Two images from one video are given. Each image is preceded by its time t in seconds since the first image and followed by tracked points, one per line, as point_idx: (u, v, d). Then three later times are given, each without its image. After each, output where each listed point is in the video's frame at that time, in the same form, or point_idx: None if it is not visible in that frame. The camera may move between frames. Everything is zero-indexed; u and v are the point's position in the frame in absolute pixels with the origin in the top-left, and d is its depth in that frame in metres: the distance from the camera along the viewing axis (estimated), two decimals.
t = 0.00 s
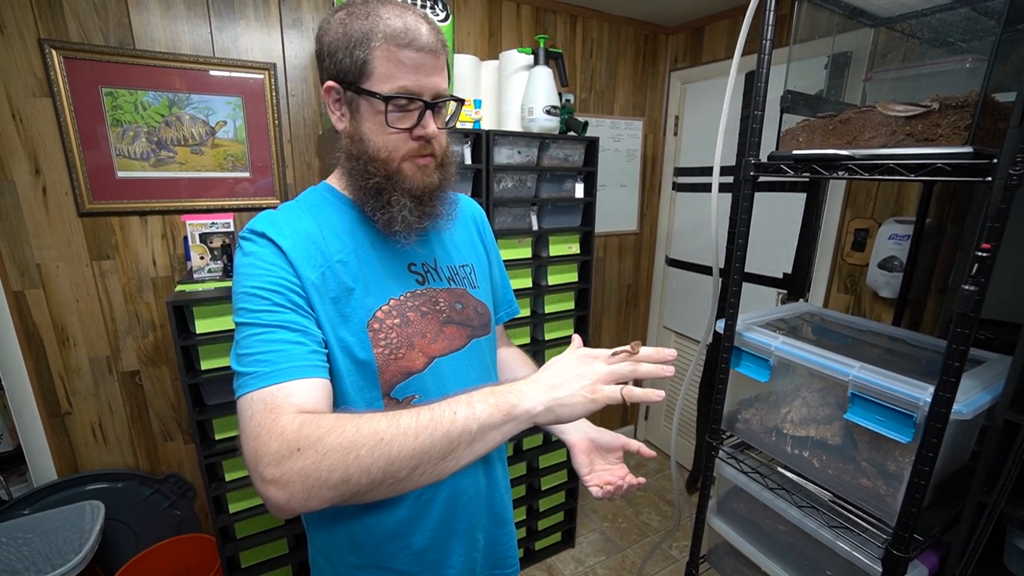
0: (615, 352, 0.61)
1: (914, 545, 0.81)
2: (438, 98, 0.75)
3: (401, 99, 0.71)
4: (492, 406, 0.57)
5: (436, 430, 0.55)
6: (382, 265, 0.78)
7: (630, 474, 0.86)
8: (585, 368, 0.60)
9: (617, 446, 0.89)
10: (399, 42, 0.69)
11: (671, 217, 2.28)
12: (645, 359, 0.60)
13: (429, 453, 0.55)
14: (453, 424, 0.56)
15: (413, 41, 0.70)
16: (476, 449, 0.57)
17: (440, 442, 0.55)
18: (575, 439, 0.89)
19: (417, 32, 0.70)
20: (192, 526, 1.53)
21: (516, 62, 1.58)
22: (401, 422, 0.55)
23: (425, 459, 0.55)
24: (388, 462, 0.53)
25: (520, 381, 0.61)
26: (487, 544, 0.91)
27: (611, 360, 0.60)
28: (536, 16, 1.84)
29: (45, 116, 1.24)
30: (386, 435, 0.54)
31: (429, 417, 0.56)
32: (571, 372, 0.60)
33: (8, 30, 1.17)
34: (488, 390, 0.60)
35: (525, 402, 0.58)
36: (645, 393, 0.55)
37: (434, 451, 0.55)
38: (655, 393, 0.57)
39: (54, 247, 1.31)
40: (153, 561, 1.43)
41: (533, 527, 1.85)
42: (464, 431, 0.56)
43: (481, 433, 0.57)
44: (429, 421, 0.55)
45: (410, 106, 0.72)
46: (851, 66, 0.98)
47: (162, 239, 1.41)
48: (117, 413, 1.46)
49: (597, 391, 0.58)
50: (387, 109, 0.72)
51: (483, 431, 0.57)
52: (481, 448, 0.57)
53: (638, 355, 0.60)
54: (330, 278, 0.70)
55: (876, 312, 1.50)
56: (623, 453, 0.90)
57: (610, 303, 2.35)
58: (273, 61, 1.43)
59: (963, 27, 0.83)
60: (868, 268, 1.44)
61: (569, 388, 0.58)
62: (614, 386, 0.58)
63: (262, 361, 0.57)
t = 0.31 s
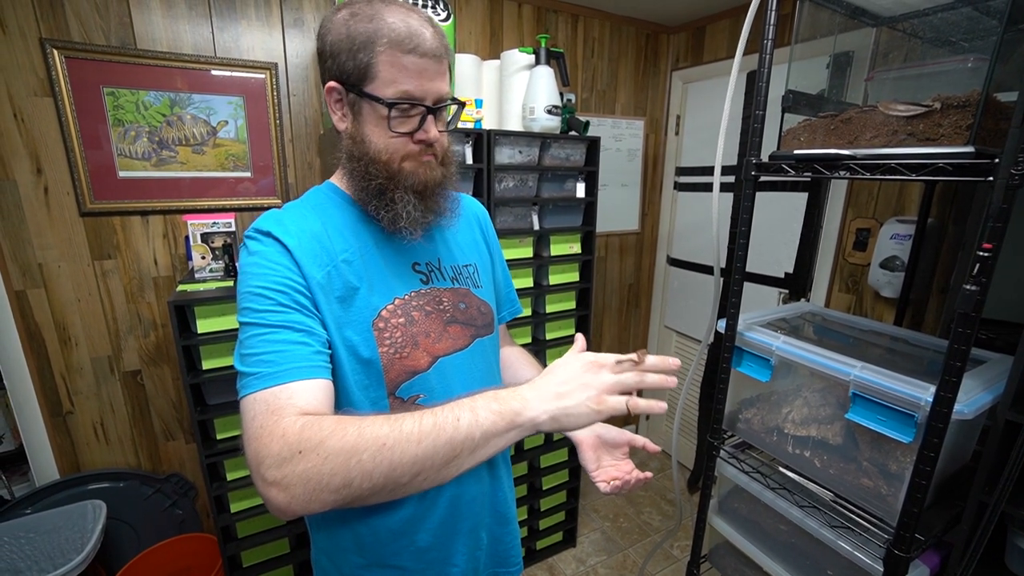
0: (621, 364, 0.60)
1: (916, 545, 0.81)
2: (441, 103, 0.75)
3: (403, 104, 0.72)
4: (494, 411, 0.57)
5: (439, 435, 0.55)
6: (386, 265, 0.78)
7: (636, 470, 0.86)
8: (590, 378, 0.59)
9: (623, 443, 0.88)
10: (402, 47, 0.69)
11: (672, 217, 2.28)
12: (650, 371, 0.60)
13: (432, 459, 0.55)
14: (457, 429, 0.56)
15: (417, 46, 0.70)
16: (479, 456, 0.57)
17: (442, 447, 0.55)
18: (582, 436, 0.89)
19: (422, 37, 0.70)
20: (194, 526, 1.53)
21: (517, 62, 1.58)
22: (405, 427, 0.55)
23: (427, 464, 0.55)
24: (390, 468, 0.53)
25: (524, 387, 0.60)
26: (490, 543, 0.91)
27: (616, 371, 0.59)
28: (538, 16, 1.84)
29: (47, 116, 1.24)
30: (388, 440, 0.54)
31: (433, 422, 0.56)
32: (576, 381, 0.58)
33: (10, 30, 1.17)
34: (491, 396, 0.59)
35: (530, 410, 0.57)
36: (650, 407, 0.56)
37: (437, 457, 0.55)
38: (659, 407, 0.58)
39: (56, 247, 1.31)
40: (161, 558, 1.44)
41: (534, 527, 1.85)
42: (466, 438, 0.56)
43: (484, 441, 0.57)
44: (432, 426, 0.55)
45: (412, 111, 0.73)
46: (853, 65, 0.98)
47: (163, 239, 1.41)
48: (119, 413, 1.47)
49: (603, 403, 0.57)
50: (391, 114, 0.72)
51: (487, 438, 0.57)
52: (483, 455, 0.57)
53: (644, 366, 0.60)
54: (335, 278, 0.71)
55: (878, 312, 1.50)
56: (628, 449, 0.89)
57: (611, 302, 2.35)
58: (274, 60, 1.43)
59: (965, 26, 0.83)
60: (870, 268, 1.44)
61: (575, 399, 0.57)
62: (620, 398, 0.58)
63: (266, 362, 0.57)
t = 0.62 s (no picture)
0: (634, 362, 0.61)
1: (917, 546, 0.81)
2: (419, 96, 0.74)
3: (379, 107, 0.72)
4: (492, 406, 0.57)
5: (433, 429, 0.55)
6: (392, 261, 0.78)
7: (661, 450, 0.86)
8: (602, 376, 0.59)
9: (643, 426, 0.88)
10: (367, 49, 0.69)
11: (672, 217, 2.28)
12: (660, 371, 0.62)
13: (424, 454, 0.55)
14: (452, 424, 0.55)
15: (379, 44, 0.69)
16: (475, 453, 0.57)
17: (437, 444, 0.55)
18: (603, 426, 0.87)
19: (383, 32, 0.69)
20: (194, 525, 1.53)
21: (518, 62, 1.58)
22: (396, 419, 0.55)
23: (418, 458, 0.54)
24: (381, 461, 0.53)
25: (528, 378, 0.59)
26: (492, 541, 0.91)
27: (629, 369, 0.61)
28: (539, 16, 1.84)
29: (48, 115, 1.24)
30: (378, 431, 0.53)
31: (426, 415, 0.55)
32: (588, 377, 0.59)
33: (11, 28, 1.17)
34: (491, 389, 0.59)
35: (535, 408, 0.57)
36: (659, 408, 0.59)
37: (430, 451, 0.55)
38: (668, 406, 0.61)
39: (56, 245, 1.31)
40: (162, 555, 1.43)
41: (533, 527, 1.85)
42: (462, 434, 0.56)
43: (481, 439, 0.57)
44: (425, 419, 0.55)
45: (389, 112, 0.73)
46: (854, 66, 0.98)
47: (163, 237, 1.41)
48: (119, 412, 1.47)
49: (614, 403, 0.58)
50: (365, 118, 0.73)
51: (485, 435, 0.57)
52: (481, 452, 0.57)
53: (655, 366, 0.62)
54: (339, 272, 0.71)
55: (879, 312, 1.49)
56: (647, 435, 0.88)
57: (612, 302, 2.35)
58: (275, 59, 1.43)
59: (966, 27, 0.82)
60: (870, 268, 1.44)
61: (585, 398, 0.58)
62: (630, 398, 0.59)
63: (265, 349, 0.57)
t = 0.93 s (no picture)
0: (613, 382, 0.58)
1: (918, 546, 0.81)
2: (414, 77, 0.74)
3: (373, 80, 0.72)
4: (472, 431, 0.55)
5: (413, 458, 0.54)
6: (394, 266, 0.78)
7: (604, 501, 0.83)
8: (580, 397, 0.57)
9: (600, 468, 0.86)
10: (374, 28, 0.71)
11: (673, 217, 2.28)
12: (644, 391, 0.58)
13: (406, 482, 0.54)
14: (433, 451, 0.54)
15: (381, 19, 0.71)
16: (457, 478, 0.56)
17: (417, 465, 0.54)
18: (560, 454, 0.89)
19: (388, 12, 0.71)
20: (195, 525, 1.53)
21: (519, 62, 1.58)
22: (377, 447, 0.54)
23: (400, 486, 0.54)
24: (364, 490, 0.53)
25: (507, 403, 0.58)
26: (499, 544, 0.90)
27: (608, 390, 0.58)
28: (540, 15, 1.84)
29: (48, 114, 1.24)
30: (360, 462, 0.53)
31: (408, 442, 0.55)
32: (566, 399, 0.57)
33: (11, 27, 1.17)
34: (473, 414, 0.58)
35: (513, 430, 0.56)
36: (640, 427, 0.55)
37: (412, 479, 0.54)
38: (653, 427, 0.56)
39: (57, 245, 1.31)
40: (163, 554, 1.43)
41: (534, 527, 1.85)
42: (442, 460, 0.54)
43: (462, 464, 0.55)
44: (406, 447, 0.54)
45: (382, 86, 0.73)
46: (855, 65, 0.98)
47: (164, 237, 1.41)
48: (119, 412, 1.47)
49: (592, 424, 0.56)
50: (358, 92, 0.73)
51: (466, 461, 0.55)
52: (472, 462, 0.56)
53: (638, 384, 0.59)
54: (337, 284, 0.70)
55: (879, 313, 1.49)
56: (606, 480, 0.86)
57: (612, 302, 2.35)
58: (275, 59, 1.43)
59: (969, 26, 0.82)
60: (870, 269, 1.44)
61: (562, 420, 0.56)
62: (610, 419, 0.57)
63: (258, 372, 0.56)
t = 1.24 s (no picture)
0: (613, 375, 0.58)
1: (920, 545, 0.81)
2: (428, 77, 0.74)
3: (385, 79, 0.73)
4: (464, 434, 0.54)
5: (414, 455, 0.54)
6: (400, 267, 0.78)
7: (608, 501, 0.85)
8: (580, 390, 0.57)
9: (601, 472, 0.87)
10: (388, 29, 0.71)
11: (673, 217, 2.28)
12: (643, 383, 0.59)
13: (406, 478, 0.54)
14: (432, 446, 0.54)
15: (394, 18, 0.71)
16: (458, 475, 0.56)
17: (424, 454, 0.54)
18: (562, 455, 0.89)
19: (402, 10, 0.71)
20: (196, 524, 1.53)
21: (519, 61, 1.58)
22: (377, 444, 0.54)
23: (401, 483, 0.54)
24: (364, 488, 0.53)
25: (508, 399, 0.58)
26: (499, 543, 0.90)
27: (609, 382, 0.58)
28: (541, 14, 1.84)
29: (49, 113, 1.24)
30: (361, 460, 0.53)
31: (408, 438, 0.55)
32: (566, 392, 0.57)
33: (13, 27, 1.17)
34: (473, 410, 0.58)
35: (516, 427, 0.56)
36: (642, 419, 0.54)
37: (412, 477, 0.54)
38: (654, 417, 0.57)
39: (58, 244, 1.31)
40: (164, 554, 1.43)
41: (535, 527, 1.85)
42: (442, 457, 0.54)
43: (462, 459, 0.55)
44: (406, 444, 0.54)
45: (395, 86, 0.73)
46: (856, 65, 0.98)
47: (165, 236, 1.41)
48: (120, 411, 1.47)
49: (593, 416, 0.55)
50: (370, 90, 0.73)
51: (466, 456, 0.55)
52: (472, 460, 0.56)
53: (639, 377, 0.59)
54: (343, 284, 0.70)
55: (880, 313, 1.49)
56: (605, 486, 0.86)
57: (612, 302, 2.35)
58: (276, 58, 1.43)
59: (971, 26, 0.82)
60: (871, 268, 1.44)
61: (563, 413, 0.56)
62: (611, 411, 0.56)
63: (263, 372, 0.57)
